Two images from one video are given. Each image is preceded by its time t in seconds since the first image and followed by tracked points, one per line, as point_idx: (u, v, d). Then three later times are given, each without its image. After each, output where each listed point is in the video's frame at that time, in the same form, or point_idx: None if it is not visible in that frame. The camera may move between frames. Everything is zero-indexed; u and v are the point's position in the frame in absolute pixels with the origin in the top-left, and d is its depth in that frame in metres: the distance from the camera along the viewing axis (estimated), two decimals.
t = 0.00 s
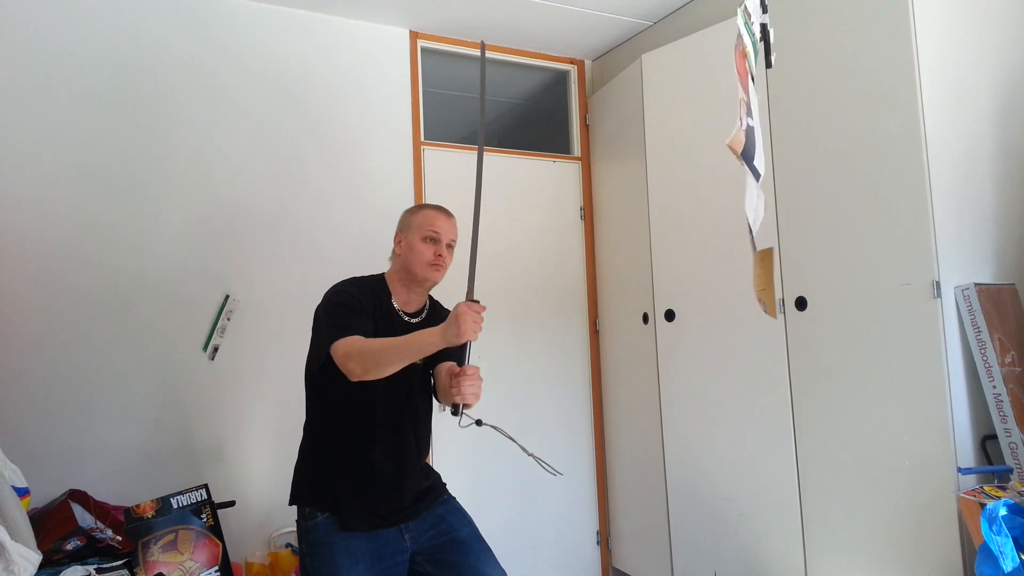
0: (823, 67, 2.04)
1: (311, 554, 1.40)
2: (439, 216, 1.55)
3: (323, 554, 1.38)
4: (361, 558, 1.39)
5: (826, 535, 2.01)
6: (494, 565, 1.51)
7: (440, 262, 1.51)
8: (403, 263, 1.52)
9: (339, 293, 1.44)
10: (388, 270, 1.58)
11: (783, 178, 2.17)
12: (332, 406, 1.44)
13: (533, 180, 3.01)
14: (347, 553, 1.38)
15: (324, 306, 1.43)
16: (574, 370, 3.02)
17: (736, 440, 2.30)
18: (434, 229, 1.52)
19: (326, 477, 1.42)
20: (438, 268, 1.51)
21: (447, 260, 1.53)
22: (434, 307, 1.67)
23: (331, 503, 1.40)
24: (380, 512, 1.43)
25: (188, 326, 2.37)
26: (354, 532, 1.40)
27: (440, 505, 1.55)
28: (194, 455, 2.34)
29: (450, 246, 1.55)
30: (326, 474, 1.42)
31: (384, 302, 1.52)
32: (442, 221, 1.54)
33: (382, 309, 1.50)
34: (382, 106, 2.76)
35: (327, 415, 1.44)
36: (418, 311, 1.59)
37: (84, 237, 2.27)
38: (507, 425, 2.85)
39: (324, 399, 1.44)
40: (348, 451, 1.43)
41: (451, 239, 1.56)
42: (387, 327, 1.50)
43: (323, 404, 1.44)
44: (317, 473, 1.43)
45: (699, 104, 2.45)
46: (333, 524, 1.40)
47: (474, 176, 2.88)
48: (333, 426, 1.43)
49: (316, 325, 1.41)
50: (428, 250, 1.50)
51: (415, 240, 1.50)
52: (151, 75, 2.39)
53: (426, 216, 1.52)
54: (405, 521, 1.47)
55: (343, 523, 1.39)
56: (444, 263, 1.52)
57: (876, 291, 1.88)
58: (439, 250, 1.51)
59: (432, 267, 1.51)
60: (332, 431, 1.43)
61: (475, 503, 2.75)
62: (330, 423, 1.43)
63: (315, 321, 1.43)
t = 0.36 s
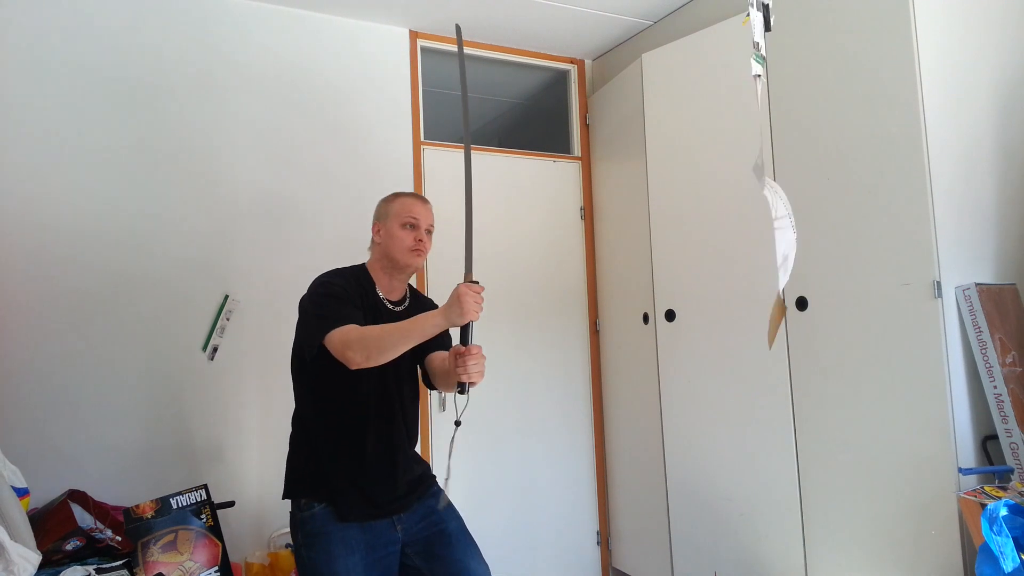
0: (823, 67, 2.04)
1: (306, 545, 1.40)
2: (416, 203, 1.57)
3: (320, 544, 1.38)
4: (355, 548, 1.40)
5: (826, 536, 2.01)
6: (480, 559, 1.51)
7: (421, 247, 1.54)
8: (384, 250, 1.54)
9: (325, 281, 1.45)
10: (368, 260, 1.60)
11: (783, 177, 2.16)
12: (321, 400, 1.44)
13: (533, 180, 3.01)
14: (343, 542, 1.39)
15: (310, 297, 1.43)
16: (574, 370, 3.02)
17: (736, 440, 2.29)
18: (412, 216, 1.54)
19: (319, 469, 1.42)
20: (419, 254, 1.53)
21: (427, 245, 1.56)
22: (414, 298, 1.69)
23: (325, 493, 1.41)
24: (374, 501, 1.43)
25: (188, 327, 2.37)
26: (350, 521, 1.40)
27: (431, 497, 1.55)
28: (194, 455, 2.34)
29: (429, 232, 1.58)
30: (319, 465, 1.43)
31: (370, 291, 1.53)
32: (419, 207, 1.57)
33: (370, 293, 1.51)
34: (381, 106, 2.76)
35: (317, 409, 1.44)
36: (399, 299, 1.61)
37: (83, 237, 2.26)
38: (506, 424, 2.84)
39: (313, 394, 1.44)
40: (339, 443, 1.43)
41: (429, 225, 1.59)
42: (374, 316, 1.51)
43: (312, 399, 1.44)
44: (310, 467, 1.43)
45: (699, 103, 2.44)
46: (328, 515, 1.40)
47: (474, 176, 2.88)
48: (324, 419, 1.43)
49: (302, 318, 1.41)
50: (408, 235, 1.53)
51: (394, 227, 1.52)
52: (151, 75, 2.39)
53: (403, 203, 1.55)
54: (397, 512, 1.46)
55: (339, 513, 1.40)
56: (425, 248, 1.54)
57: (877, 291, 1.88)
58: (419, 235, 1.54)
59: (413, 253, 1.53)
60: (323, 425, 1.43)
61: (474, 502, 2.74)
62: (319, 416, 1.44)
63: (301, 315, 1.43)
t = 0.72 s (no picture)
0: (823, 66, 2.03)
1: (334, 539, 1.41)
2: (432, 204, 1.58)
3: (347, 537, 1.38)
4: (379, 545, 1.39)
5: (826, 536, 2.01)
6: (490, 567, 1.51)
7: (438, 248, 1.55)
8: (403, 253, 1.55)
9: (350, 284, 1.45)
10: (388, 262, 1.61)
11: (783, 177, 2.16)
12: (347, 395, 1.44)
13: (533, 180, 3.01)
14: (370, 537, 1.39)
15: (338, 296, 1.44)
16: (574, 370, 3.01)
17: (736, 441, 2.29)
18: (428, 217, 1.55)
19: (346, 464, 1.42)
20: (436, 254, 1.55)
21: (444, 245, 1.57)
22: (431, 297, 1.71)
23: (354, 487, 1.41)
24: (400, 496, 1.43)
25: (188, 327, 2.37)
26: (377, 515, 1.40)
27: (452, 501, 1.53)
28: (195, 455, 2.34)
29: (445, 232, 1.58)
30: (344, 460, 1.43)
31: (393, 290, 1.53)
32: (435, 209, 1.58)
33: (394, 295, 1.52)
34: (381, 106, 2.76)
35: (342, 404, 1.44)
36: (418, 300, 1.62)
37: (84, 236, 2.27)
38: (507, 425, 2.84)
39: (338, 390, 1.45)
40: (366, 438, 1.43)
41: (445, 225, 1.60)
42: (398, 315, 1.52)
43: (338, 394, 1.45)
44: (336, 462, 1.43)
45: (699, 103, 2.44)
46: (356, 509, 1.40)
47: (474, 176, 2.88)
48: (350, 414, 1.43)
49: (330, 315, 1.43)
50: (426, 237, 1.54)
51: (412, 230, 1.53)
52: (151, 75, 2.39)
53: (419, 205, 1.56)
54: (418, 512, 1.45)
55: (367, 508, 1.39)
56: (442, 248, 1.56)
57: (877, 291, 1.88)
58: (436, 237, 1.55)
59: (431, 254, 1.55)
60: (350, 419, 1.43)
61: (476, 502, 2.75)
62: (345, 411, 1.44)
63: (328, 313, 1.44)
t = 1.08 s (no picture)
0: (824, 66, 2.03)
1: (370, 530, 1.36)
2: (467, 216, 1.57)
3: (386, 528, 1.35)
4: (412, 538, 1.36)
5: (826, 536, 2.01)
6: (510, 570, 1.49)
7: (471, 260, 1.55)
8: (436, 262, 1.56)
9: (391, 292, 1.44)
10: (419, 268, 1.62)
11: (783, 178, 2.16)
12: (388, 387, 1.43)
13: (532, 180, 3.01)
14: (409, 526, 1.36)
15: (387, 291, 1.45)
16: (574, 370, 3.02)
17: (736, 441, 2.29)
18: (463, 230, 1.54)
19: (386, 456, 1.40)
20: (468, 267, 1.55)
21: (477, 258, 1.57)
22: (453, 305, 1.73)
23: (397, 484, 1.39)
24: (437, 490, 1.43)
25: (188, 327, 2.37)
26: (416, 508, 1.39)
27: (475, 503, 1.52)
28: (194, 455, 2.34)
29: (479, 245, 1.58)
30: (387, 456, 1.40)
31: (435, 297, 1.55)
32: (471, 220, 1.57)
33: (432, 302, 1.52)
34: (381, 105, 2.76)
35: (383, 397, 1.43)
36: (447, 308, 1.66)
37: (84, 236, 2.27)
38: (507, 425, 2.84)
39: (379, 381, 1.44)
40: (410, 433, 1.42)
41: (479, 237, 1.60)
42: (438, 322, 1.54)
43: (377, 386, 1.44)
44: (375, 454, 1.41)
45: (699, 103, 2.44)
46: (395, 500, 1.38)
47: (474, 176, 2.88)
48: (391, 407, 1.42)
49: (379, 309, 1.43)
50: (460, 249, 1.54)
51: (446, 241, 1.54)
52: (151, 74, 2.39)
53: (455, 217, 1.55)
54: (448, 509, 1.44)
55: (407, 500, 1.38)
56: (474, 261, 1.56)
57: (877, 291, 1.87)
58: (471, 249, 1.55)
59: (462, 266, 1.55)
60: (392, 411, 1.42)
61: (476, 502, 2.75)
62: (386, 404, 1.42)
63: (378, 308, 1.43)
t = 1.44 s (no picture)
0: (824, 66, 2.03)
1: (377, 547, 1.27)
2: (482, 231, 1.49)
3: (396, 544, 1.25)
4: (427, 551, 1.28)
5: (826, 536, 2.01)
6: None
7: (485, 277, 1.49)
8: (450, 278, 1.51)
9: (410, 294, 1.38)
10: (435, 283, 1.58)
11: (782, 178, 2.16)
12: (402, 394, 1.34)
13: (532, 180, 3.01)
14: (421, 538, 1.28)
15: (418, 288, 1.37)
16: (574, 370, 3.02)
17: (736, 441, 2.29)
18: (477, 245, 1.47)
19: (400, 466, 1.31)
20: (483, 283, 1.49)
21: (493, 274, 1.50)
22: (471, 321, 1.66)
23: (408, 499, 1.29)
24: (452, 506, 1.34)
25: (187, 327, 2.37)
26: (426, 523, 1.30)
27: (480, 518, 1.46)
28: (194, 455, 2.34)
29: (495, 260, 1.51)
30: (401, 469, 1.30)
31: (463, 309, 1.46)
32: (486, 236, 1.49)
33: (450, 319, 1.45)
34: (381, 105, 2.76)
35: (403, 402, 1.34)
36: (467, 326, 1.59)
37: (84, 236, 2.27)
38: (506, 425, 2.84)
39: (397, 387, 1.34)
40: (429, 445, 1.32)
41: (496, 252, 1.52)
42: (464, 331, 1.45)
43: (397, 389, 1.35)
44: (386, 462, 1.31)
45: (699, 104, 2.44)
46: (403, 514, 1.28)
47: (474, 176, 2.88)
48: (406, 414, 1.32)
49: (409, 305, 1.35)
50: (473, 265, 1.48)
51: (459, 257, 1.48)
52: (152, 75, 2.39)
53: (470, 232, 1.48)
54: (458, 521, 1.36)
55: (415, 514, 1.29)
56: (489, 277, 1.49)
57: (878, 291, 1.87)
58: (485, 266, 1.49)
59: (476, 282, 1.49)
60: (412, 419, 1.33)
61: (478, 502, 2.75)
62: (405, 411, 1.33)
63: (403, 310, 1.34)
